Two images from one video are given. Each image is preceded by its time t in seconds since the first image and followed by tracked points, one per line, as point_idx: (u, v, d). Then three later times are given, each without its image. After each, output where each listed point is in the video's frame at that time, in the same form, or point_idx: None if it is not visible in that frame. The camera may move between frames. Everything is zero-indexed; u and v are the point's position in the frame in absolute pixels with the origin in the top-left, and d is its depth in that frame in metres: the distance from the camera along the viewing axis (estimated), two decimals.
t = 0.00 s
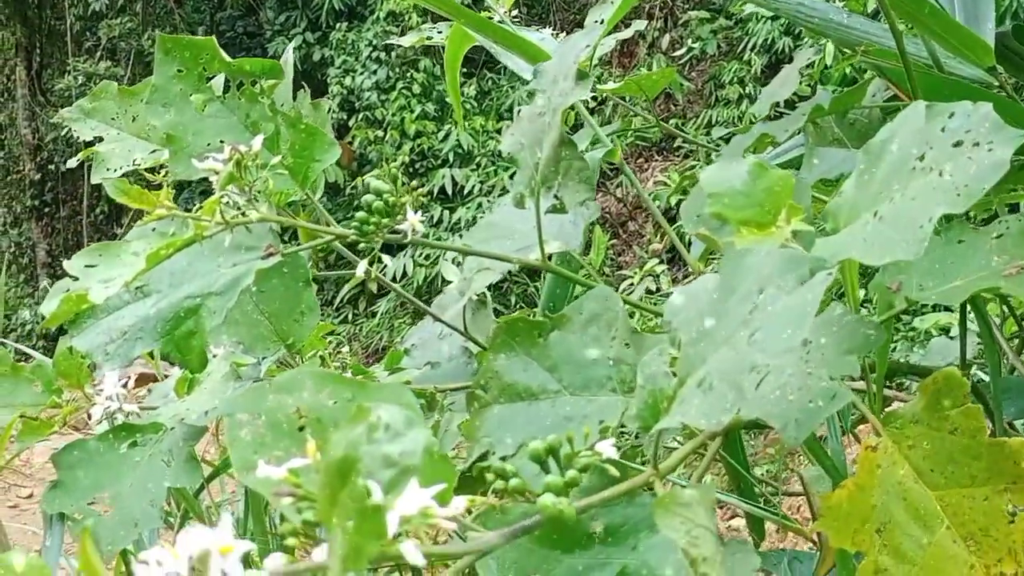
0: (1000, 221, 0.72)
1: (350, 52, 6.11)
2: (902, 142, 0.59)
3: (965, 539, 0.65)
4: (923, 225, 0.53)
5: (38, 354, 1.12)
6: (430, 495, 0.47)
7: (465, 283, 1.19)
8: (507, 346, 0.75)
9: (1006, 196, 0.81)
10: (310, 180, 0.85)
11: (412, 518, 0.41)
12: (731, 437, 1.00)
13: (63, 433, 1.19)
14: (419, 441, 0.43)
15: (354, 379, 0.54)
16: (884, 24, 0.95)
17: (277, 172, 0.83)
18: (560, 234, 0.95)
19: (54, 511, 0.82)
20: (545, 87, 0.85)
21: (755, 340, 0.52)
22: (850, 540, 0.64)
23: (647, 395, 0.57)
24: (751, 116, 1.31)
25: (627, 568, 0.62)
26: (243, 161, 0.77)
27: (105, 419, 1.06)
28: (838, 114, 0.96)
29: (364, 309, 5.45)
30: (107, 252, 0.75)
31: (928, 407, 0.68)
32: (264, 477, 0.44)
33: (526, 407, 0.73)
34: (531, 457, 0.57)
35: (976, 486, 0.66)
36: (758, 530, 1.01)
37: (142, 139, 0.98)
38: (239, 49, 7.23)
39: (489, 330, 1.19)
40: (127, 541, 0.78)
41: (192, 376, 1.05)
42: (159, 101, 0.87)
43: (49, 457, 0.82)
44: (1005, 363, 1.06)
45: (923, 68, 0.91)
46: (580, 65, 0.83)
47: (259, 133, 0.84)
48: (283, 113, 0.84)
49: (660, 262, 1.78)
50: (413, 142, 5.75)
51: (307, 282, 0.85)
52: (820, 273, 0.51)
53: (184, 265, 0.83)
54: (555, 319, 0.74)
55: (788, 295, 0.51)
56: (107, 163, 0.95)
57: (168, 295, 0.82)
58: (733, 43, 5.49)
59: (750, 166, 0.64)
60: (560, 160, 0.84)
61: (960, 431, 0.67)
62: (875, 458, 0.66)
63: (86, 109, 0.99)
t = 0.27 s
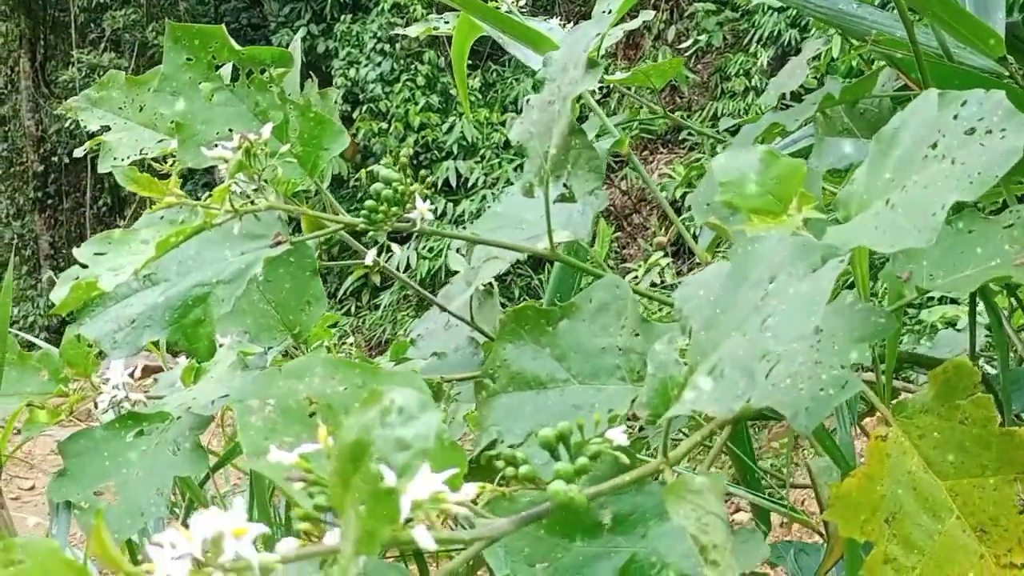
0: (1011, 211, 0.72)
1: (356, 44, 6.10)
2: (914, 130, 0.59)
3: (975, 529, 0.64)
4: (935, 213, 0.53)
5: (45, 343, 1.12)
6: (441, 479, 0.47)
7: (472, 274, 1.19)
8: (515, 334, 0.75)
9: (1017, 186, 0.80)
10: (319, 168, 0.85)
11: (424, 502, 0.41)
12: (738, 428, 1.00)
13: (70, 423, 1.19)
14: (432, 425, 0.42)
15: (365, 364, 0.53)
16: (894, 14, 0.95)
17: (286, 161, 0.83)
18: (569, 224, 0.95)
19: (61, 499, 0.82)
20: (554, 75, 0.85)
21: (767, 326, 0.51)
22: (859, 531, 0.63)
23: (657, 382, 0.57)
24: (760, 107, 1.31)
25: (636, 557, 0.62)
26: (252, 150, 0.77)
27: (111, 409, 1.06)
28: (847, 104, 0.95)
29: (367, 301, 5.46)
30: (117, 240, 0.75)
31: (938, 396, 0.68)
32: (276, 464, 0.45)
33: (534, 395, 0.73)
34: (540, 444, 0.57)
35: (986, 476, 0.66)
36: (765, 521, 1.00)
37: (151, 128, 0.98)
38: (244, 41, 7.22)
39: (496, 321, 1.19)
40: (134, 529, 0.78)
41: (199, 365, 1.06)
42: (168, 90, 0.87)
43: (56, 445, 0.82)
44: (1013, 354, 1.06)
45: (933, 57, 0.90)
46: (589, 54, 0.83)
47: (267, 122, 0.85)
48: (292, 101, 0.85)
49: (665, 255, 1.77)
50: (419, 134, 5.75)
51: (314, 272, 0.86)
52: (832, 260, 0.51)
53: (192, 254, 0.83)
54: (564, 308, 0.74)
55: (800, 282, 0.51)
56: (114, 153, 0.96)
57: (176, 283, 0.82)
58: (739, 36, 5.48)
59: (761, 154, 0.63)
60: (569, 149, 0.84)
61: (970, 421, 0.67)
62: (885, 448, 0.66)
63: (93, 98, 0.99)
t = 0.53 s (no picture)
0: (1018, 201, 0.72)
1: (359, 37, 6.09)
2: (922, 119, 0.58)
3: (983, 519, 0.65)
4: (944, 202, 0.53)
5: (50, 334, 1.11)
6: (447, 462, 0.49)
7: (477, 264, 1.18)
8: (522, 325, 0.74)
9: None
10: (325, 158, 0.85)
11: (432, 490, 0.41)
12: (744, 420, 0.99)
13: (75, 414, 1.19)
14: (443, 411, 0.40)
15: (374, 353, 0.54)
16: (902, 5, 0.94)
17: (292, 151, 0.83)
18: (575, 215, 0.95)
19: (66, 489, 0.82)
20: (561, 65, 0.85)
21: (775, 316, 0.51)
22: (866, 521, 0.63)
23: (664, 371, 0.56)
24: (766, 99, 1.30)
25: (642, 546, 0.62)
26: (259, 139, 0.77)
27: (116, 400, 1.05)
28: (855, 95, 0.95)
29: (371, 295, 5.43)
30: (123, 228, 0.75)
31: (945, 386, 0.68)
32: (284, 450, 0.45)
33: (540, 386, 0.73)
34: (548, 433, 0.57)
35: (993, 466, 0.65)
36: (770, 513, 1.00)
37: (155, 119, 0.97)
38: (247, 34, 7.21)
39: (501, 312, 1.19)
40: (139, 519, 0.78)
41: (203, 356, 1.06)
42: (174, 79, 0.88)
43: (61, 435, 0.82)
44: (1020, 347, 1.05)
45: (941, 48, 0.90)
46: (596, 44, 0.82)
47: (274, 111, 0.84)
48: (299, 91, 0.84)
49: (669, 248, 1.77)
50: (423, 127, 5.74)
51: (319, 263, 0.84)
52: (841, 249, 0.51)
53: (198, 245, 0.83)
54: (570, 298, 0.73)
55: (809, 271, 0.50)
56: (119, 143, 0.95)
57: (181, 274, 0.82)
58: (744, 29, 5.46)
59: (769, 144, 0.63)
60: (576, 139, 0.84)
61: (978, 411, 0.67)
62: (893, 438, 0.66)
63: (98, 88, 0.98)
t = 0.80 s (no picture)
0: None
1: (363, 28, 6.08)
2: (930, 106, 0.58)
3: (990, 509, 0.64)
4: (952, 189, 0.53)
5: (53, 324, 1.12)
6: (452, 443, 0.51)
7: (482, 254, 1.18)
8: (527, 314, 0.74)
9: None
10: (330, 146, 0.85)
11: (439, 475, 0.42)
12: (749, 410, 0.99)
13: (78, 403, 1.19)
14: (451, 394, 0.40)
15: (379, 340, 0.55)
16: None
17: (297, 139, 0.83)
18: (581, 204, 0.95)
19: (71, 477, 0.82)
20: (567, 53, 0.85)
21: (782, 303, 0.51)
22: (871, 511, 0.63)
23: (670, 359, 0.56)
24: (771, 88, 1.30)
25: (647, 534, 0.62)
26: (263, 126, 0.76)
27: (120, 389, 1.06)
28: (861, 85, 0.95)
29: (373, 287, 5.41)
30: (128, 216, 0.75)
31: (953, 374, 0.67)
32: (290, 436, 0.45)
33: (545, 374, 0.73)
34: (553, 420, 0.57)
35: (999, 456, 0.65)
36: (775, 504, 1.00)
37: (159, 108, 0.97)
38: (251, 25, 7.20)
39: (506, 302, 1.19)
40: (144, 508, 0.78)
41: (208, 345, 1.06)
42: (179, 67, 0.88)
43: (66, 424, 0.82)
44: None
45: (948, 37, 0.90)
46: (602, 32, 0.82)
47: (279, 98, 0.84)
48: (304, 79, 0.84)
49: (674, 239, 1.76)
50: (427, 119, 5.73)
51: (323, 253, 0.85)
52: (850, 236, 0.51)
53: (203, 232, 0.83)
54: (576, 286, 0.73)
55: (816, 258, 0.50)
56: (122, 132, 0.95)
57: (186, 262, 0.82)
58: (748, 21, 5.45)
59: (776, 131, 0.63)
60: (581, 128, 0.83)
61: (984, 401, 0.66)
62: (898, 428, 0.66)
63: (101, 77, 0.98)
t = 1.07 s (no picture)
0: None
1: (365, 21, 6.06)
2: (936, 92, 0.58)
3: (996, 499, 0.64)
4: (959, 175, 0.52)
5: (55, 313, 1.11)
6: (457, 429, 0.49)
7: (485, 244, 1.18)
8: (531, 302, 0.74)
9: None
10: (334, 134, 0.85)
11: (442, 459, 0.42)
12: (753, 402, 0.99)
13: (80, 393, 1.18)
14: (456, 375, 0.40)
15: (383, 326, 0.54)
16: None
17: (300, 126, 0.82)
18: (584, 193, 0.94)
19: (74, 466, 0.82)
20: (571, 41, 0.84)
21: (788, 289, 0.51)
22: (876, 499, 0.63)
23: (676, 346, 0.56)
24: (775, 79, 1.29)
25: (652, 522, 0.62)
26: (266, 113, 0.76)
27: (122, 378, 1.05)
28: (866, 74, 0.95)
29: (376, 281, 5.40)
30: (131, 203, 0.75)
31: (958, 363, 0.67)
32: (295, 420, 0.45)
33: (549, 362, 0.73)
34: (559, 407, 0.57)
35: (1005, 444, 0.65)
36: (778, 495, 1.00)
37: (161, 97, 0.97)
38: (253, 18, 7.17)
39: (508, 293, 1.19)
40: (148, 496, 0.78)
41: (210, 334, 1.06)
42: (182, 54, 0.87)
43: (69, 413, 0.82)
44: None
45: (955, 26, 0.89)
46: (607, 19, 0.82)
47: (283, 86, 0.84)
48: (308, 66, 0.84)
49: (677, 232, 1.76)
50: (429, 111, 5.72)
51: (326, 243, 0.84)
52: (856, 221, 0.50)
53: (206, 220, 0.83)
54: (580, 274, 0.73)
55: (822, 244, 0.50)
56: (124, 121, 0.95)
57: (189, 249, 0.82)
58: (752, 14, 5.43)
59: (781, 118, 0.62)
60: (586, 116, 0.84)
61: (989, 389, 0.66)
62: (903, 416, 0.65)
63: (103, 65, 0.98)
